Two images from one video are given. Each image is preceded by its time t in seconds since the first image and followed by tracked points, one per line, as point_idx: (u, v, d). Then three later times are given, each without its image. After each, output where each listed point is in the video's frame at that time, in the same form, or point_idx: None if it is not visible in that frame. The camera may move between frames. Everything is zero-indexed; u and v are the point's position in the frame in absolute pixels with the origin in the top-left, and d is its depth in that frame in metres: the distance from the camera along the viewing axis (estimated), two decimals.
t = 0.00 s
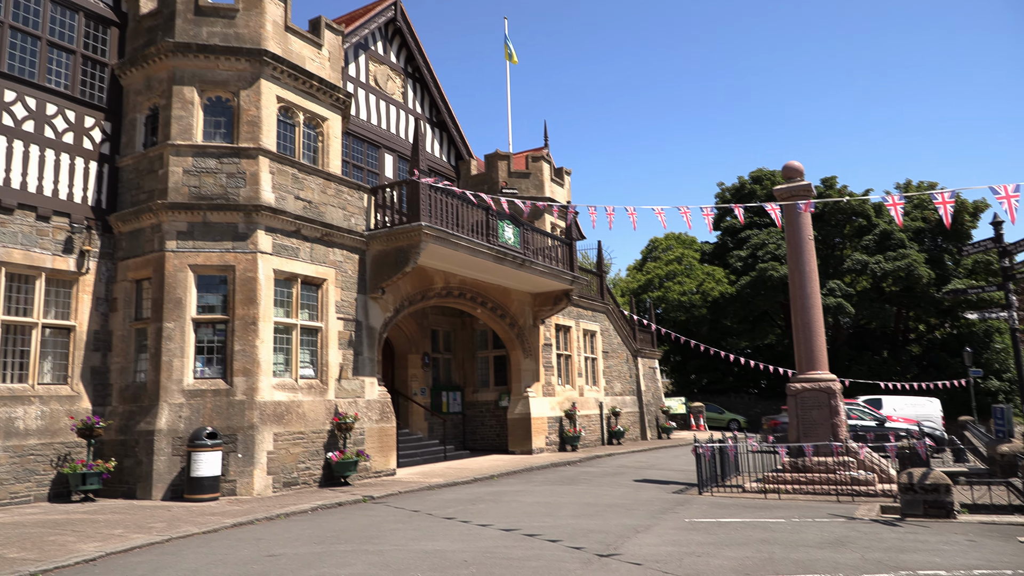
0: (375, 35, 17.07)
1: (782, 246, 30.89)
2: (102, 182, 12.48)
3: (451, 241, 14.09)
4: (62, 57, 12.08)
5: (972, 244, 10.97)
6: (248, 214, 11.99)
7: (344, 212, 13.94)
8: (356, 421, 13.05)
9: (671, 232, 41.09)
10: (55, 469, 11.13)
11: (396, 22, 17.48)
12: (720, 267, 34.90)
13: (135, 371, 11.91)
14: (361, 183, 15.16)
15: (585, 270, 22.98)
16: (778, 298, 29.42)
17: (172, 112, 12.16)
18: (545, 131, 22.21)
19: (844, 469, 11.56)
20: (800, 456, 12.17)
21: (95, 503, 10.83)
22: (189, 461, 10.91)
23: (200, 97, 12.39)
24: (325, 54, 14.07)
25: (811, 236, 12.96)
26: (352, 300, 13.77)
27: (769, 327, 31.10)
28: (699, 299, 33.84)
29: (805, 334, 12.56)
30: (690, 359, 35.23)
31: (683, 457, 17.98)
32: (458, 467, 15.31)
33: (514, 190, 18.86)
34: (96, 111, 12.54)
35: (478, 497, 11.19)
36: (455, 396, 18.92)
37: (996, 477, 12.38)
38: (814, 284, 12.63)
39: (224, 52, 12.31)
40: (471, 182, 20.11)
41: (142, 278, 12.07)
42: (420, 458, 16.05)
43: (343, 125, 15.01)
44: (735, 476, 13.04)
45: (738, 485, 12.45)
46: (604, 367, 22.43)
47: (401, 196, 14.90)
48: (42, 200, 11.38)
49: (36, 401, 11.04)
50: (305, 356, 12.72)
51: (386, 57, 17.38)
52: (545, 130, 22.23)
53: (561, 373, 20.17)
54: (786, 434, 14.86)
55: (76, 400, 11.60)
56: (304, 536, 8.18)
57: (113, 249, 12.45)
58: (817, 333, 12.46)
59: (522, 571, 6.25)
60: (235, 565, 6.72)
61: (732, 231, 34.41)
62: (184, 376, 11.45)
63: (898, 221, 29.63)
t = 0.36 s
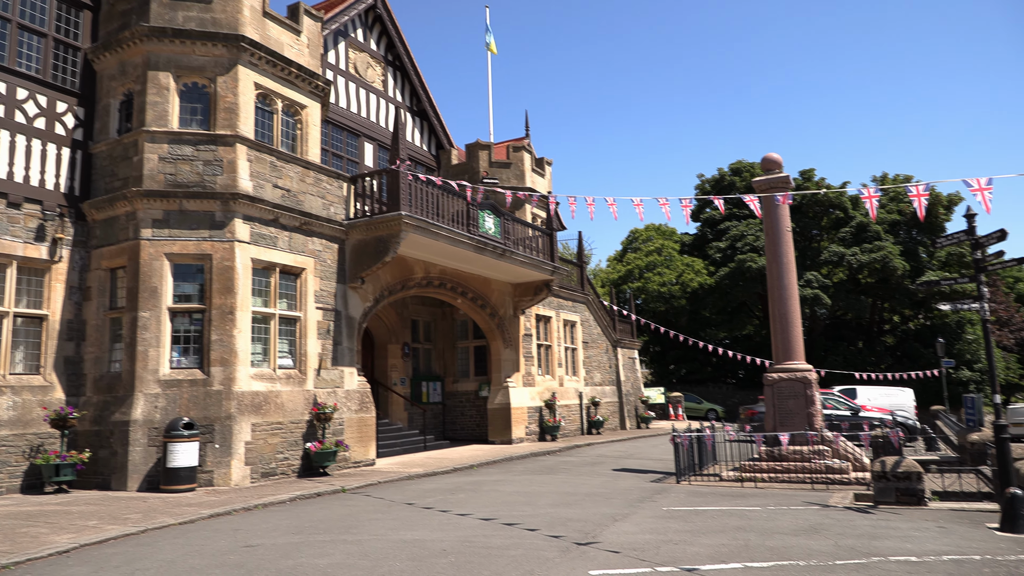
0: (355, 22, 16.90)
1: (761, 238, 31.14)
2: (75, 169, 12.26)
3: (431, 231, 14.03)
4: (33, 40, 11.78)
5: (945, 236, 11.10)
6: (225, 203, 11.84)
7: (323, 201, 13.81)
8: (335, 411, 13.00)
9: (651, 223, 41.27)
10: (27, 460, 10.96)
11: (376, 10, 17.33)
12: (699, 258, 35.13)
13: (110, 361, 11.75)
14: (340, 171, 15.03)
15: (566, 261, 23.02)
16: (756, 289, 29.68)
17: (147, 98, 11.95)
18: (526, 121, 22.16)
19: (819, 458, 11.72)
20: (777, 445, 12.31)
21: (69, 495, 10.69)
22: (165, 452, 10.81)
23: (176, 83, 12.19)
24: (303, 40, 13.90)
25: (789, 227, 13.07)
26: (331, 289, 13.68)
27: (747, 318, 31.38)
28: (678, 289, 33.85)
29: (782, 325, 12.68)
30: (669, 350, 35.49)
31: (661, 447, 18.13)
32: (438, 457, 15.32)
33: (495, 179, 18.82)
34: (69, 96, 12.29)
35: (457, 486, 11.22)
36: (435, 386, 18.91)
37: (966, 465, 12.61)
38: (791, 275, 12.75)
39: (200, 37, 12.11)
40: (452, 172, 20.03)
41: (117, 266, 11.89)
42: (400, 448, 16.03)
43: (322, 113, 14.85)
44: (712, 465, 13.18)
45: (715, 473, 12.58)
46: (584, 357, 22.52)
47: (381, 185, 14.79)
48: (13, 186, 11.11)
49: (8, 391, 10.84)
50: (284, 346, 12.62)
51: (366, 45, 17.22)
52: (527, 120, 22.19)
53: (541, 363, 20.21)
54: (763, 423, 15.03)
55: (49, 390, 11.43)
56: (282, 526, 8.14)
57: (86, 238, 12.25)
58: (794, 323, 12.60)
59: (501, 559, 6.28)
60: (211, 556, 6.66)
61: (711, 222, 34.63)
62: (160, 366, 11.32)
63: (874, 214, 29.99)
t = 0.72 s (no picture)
0: (332, 10, 16.71)
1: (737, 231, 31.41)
2: (44, 156, 12.01)
3: (409, 221, 13.95)
4: None
5: (916, 230, 11.26)
6: (199, 191, 11.66)
7: (299, 190, 13.66)
8: (311, 403, 12.91)
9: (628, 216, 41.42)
10: None
11: None
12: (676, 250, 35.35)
13: (80, 352, 11.55)
14: (316, 161, 14.86)
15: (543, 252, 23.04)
16: (732, 281, 29.95)
17: (118, 84, 11.72)
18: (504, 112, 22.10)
19: (791, 448, 11.90)
20: (751, 435, 12.47)
21: (38, 488, 10.51)
22: (137, 444, 10.67)
23: (148, 69, 11.96)
24: (279, 27, 13.72)
25: (765, 220, 13.17)
26: (307, 280, 13.56)
27: (723, 310, 31.67)
28: (655, 281, 34.03)
29: (757, 317, 12.82)
30: (646, 341, 35.74)
31: (637, 437, 18.26)
32: (415, 448, 15.29)
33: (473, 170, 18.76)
34: (36, 82, 12.01)
35: (434, 477, 11.22)
36: (412, 377, 18.87)
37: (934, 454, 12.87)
38: (766, 267, 12.88)
39: (173, 23, 11.89)
40: (430, 162, 19.93)
41: (87, 256, 11.67)
42: (377, 440, 15.98)
43: (298, 101, 14.68)
44: (687, 455, 13.31)
45: (690, 463, 12.71)
46: (561, 348, 22.59)
47: (358, 174, 14.67)
48: None
49: None
50: (259, 337, 12.50)
51: (343, 33, 17.03)
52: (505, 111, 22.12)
53: (518, 354, 20.23)
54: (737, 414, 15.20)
55: (17, 381, 11.21)
56: (256, 518, 8.08)
57: (55, 227, 12.01)
58: (768, 315, 12.73)
59: (477, 550, 6.30)
60: (183, 548, 6.59)
61: (688, 215, 34.84)
62: (132, 357, 11.15)
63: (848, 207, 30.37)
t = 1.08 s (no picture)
0: None
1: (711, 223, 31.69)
2: (7, 141, 11.70)
3: (383, 211, 13.85)
4: None
5: (885, 223, 11.43)
6: (169, 178, 11.46)
7: (272, 179, 13.48)
8: (284, 393, 12.80)
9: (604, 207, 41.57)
10: None
11: None
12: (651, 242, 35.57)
13: (46, 341, 11.32)
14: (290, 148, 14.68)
15: (519, 243, 23.05)
16: (705, 273, 30.23)
17: (84, 68, 11.44)
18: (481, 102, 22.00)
19: (762, 437, 12.07)
20: (722, 425, 12.63)
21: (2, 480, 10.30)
22: (105, 435, 10.50)
23: (115, 53, 11.68)
24: (251, 12, 13.50)
25: (738, 212, 13.29)
26: (280, 269, 13.42)
27: (697, 301, 31.98)
28: (630, 273, 34.23)
29: (729, 309, 12.96)
30: (621, 332, 35.99)
31: (611, 427, 18.41)
32: (389, 438, 15.25)
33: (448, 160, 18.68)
34: None
35: (408, 468, 11.20)
36: (387, 367, 18.81)
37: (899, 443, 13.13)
38: (739, 259, 13.01)
39: (141, 6, 11.63)
40: (405, 151, 19.78)
41: (52, 243, 11.42)
42: (351, 430, 15.91)
43: (271, 88, 14.47)
44: (660, 444, 13.44)
45: (662, 453, 12.84)
46: (536, 339, 22.65)
47: (332, 163, 14.52)
48: None
49: None
50: (230, 327, 12.36)
51: (317, 19, 16.80)
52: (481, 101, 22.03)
53: (493, 345, 20.23)
54: (709, 404, 15.39)
55: None
56: (227, 509, 8.01)
57: (19, 213, 11.73)
58: (740, 307, 12.87)
59: (450, 539, 6.31)
60: (152, 540, 6.51)
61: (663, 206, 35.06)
62: (99, 347, 10.95)
63: (819, 200, 30.77)
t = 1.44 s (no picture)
0: None
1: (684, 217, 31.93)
2: None
3: (356, 201, 13.72)
4: None
5: (852, 218, 11.62)
6: (136, 167, 11.23)
7: (243, 168, 13.29)
8: (254, 385, 12.67)
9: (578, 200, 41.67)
10: None
11: None
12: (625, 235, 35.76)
13: (9, 332, 11.06)
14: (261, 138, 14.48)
15: (493, 235, 23.03)
16: (678, 266, 30.48)
17: (48, 52, 11.15)
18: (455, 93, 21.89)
19: (732, 429, 12.23)
20: (693, 417, 12.77)
21: None
22: (70, 428, 10.30)
23: (80, 38, 11.40)
24: None
25: (710, 206, 13.40)
26: (251, 260, 13.25)
27: (669, 295, 32.24)
28: (603, 265, 34.26)
29: (700, 302, 13.09)
30: (594, 325, 36.20)
31: (584, 419, 18.51)
32: (361, 431, 15.18)
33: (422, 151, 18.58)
34: None
35: (380, 460, 11.17)
36: (359, 359, 18.71)
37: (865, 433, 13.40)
38: (710, 252, 13.13)
39: None
40: (378, 142, 19.62)
41: (15, 232, 11.14)
42: (322, 422, 15.81)
43: (242, 76, 14.25)
44: (632, 436, 13.55)
45: (634, 444, 12.95)
46: (510, 331, 22.67)
47: (304, 153, 14.36)
48: None
49: None
50: (200, 318, 12.18)
51: (289, 6, 16.56)
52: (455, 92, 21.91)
53: (467, 337, 20.21)
54: (681, 396, 15.55)
55: None
56: (196, 503, 7.92)
57: None
58: (711, 300, 13.01)
59: (422, 531, 6.30)
60: (117, 534, 6.40)
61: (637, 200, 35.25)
62: (64, 338, 10.73)
63: (790, 195, 31.17)
